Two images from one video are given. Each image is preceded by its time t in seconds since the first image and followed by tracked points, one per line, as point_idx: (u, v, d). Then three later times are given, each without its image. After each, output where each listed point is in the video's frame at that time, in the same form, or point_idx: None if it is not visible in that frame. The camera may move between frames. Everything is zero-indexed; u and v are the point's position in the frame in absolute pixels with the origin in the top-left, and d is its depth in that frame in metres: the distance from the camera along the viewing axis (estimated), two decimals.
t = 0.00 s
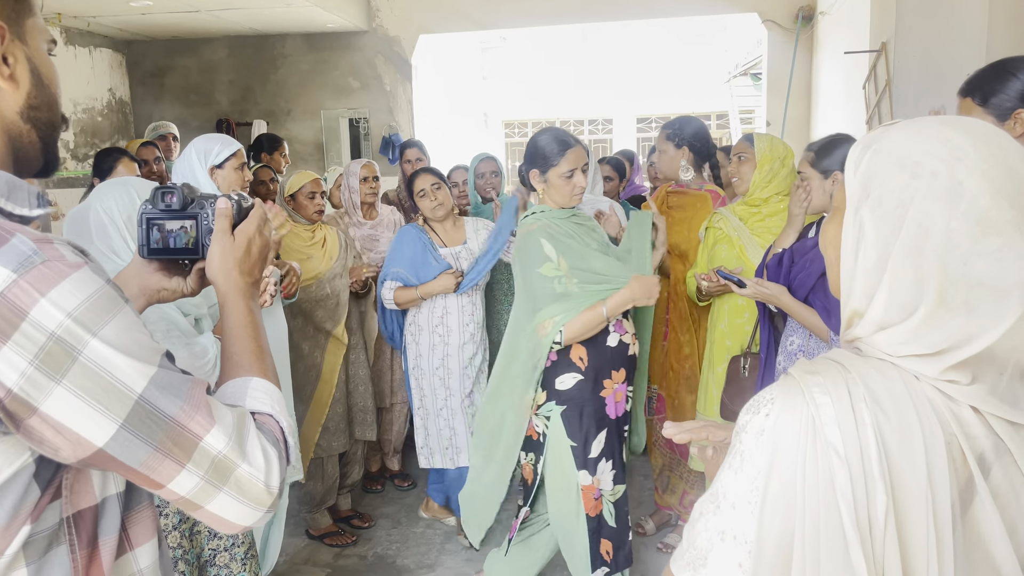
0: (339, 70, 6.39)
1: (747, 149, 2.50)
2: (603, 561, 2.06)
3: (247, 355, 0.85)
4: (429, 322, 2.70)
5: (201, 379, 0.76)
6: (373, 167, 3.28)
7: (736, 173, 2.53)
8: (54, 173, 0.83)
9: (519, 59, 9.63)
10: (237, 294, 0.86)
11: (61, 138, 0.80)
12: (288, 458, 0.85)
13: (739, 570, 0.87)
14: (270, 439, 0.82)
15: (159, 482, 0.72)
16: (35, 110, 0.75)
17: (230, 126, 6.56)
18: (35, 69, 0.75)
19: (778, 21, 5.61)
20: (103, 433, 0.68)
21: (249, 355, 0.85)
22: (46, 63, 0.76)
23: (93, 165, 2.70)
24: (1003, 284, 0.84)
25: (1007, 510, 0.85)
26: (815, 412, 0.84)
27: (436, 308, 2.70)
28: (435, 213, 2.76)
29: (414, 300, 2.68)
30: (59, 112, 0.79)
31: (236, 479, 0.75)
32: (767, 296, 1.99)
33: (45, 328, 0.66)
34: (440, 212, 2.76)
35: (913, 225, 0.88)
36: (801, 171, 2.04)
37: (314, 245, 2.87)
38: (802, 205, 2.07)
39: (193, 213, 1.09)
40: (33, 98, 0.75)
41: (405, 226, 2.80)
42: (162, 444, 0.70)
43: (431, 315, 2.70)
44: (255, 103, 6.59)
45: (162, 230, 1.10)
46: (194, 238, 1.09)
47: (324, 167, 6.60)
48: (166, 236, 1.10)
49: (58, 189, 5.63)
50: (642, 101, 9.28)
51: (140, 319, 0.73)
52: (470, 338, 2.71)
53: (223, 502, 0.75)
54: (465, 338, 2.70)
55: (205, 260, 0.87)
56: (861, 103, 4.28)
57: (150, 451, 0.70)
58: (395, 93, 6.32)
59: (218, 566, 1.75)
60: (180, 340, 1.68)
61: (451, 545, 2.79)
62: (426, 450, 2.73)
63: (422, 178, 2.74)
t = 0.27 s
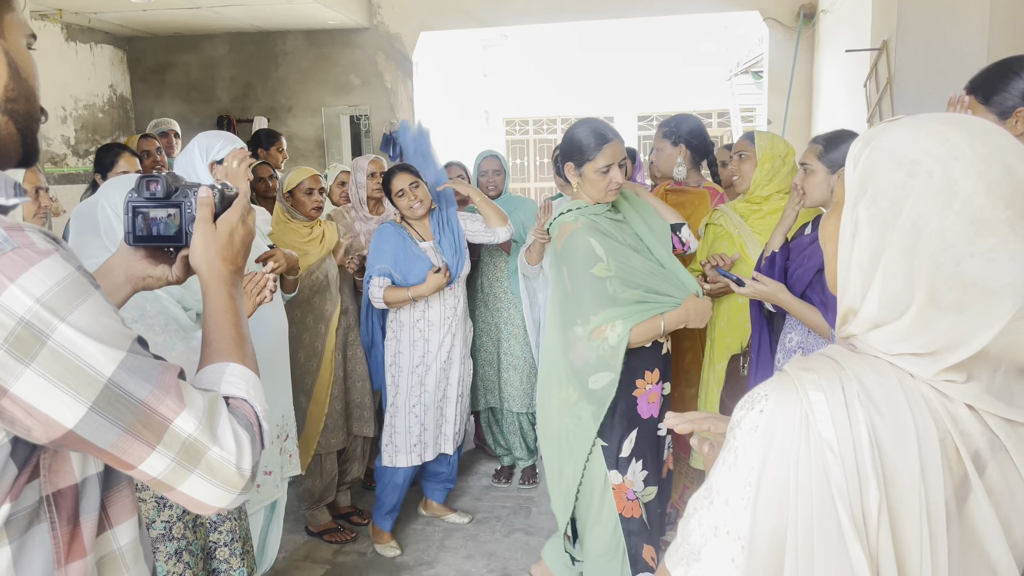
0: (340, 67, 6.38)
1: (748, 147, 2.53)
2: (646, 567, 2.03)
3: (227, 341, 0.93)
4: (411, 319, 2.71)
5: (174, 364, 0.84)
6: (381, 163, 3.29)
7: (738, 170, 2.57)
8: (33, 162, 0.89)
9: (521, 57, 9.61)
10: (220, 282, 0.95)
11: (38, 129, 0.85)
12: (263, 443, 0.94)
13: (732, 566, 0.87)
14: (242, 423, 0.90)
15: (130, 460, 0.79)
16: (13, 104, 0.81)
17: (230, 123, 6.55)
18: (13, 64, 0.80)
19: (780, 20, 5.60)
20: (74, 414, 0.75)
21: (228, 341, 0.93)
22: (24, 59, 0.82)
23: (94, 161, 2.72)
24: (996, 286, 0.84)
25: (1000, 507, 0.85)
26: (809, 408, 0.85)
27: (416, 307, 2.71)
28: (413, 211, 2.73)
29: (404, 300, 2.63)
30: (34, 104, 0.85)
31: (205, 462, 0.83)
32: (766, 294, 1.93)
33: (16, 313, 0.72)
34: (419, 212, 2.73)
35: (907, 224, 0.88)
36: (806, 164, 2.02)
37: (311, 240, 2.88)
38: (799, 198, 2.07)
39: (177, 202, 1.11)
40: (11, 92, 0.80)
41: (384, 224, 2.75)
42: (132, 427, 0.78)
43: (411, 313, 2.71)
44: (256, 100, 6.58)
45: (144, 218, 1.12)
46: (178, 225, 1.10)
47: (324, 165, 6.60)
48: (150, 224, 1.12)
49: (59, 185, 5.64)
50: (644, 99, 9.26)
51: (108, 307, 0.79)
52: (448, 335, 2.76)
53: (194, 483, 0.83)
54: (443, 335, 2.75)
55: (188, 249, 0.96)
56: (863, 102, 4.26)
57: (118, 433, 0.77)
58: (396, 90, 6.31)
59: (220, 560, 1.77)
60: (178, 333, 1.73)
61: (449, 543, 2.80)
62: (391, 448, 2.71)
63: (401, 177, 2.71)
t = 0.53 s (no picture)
0: (342, 65, 6.39)
1: (751, 146, 2.54)
2: (642, 569, 2.07)
3: (203, 331, 0.96)
4: (387, 320, 2.71)
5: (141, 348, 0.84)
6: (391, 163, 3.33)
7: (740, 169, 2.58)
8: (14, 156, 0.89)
9: (523, 55, 9.62)
10: (200, 275, 0.98)
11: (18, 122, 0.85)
12: (229, 431, 0.94)
13: (738, 568, 0.87)
14: (209, 409, 0.91)
15: (94, 440, 0.80)
16: None
17: (233, 121, 6.56)
18: None
19: (782, 19, 5.61)
20: (38, 391, 0.77)
21: (204, 332, 0.96)
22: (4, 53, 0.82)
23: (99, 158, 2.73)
24: (997, 287, 0.85)
25: (1002, 507, 0.85)
26: (810, 408, 0.85)
27: (394, 307, 2.72)
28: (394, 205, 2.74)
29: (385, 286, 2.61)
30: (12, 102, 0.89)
31: (168, 445, 0.84)
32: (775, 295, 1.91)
33: None
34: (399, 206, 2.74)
35: (910, 225, 0.89)
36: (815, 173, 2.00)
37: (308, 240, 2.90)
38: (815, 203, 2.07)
39: (155, 192, 1.11)
40: None
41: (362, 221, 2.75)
42: (96, 405, 0.79)
43: (388, 314, 2.71)
44: (259, 97, 6.59)
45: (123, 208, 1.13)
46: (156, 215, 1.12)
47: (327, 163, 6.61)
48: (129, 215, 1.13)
49: (61, 183, 5.64)
50: (646, 98, 9.27)
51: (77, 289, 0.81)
52: (427, 336, 2.77)
53: (157, 465, 0.83)
54: (422, 335, 2.75)
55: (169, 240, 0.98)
56: (866, 102, 4.26)
57: (84, 410, 0.78)
58: (399, 89, 6.32)
59: (228, 556, 1.78)
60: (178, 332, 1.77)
61: (450, 541, 2.80)
62: (371, 450, 2.70)
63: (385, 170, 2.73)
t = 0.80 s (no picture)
0: (345, 65, 6.39)
1: (752, 147, 2.51)
2: (616, 562, 2.09)
3: (183, 330, 0.98)
4: (375, 322, 2.70)
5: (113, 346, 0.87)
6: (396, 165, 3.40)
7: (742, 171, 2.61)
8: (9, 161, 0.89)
9: (526, 56, 9.61)
10: (182, 274, 1.01)
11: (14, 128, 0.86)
12: (201, 428, 0.96)
13: (740, 569, 0.88)
14: (179, 407, 0.92)
15: (64, 435, 0.82)
16: None
17: (236, 121, 6.56)
18: None
19: (786, 20, 5.60)
20: (11, 387, 0.79)
21: (182, 331, 0.98)
22: None
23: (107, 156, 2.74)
24: (1002, 291, 0.85)
25: (1004, 510, 0.86)
26: (815, 412, 0.85)
27: (382, 309, 2.71)
28: (384, 206, 2.74)
29: (388, 280, 2.61)
30: None
31: (138, 440, 0.86)
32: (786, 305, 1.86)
33: None
34: (389, 207, 2.74)
35: (916, 230, 0.89)
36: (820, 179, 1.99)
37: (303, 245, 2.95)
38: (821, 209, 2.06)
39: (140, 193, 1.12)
40: None
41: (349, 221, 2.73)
42: (67, 402, 0.81)
43: (376, 316, 2.71)
44: (262, 97, 6.60)
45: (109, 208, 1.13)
46: (141, 216, 1.12)
47: (329, 162, 6.61)
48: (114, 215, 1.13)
49: (64, 182, 5.66)
50: (648, 98, 9.27)
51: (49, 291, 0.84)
52: (415, 339, 2.77)
53: (128, 460, 0.86)
54: (410, 338, 2.76)
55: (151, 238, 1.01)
56: (869, 103, 4.25)
57: (56, 407, 0.81)
58: (402, 89, 6.32)
59: (225, 557, 1.78)
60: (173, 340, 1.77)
61: (452, 541, 2.81)
62: (362, 454, 2.70)
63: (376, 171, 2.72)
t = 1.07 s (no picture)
0: (348, 65, 6.40)
1: (758, 147, 2.58)
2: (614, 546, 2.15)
3: (174, 326, 0.99)
4: (375, 324, 2.69)
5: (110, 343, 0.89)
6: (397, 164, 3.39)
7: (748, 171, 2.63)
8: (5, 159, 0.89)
9: (528, 56, 9.61)
10: (175, 269, 1.00)
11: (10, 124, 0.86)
12: (193, 423, 0.98)
13: (748, 568, 0.87)
14: (173, 404, 0.94)
15: (60, 431, 0.83)
16: None
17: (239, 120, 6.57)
18: None
19: (789, 20, 5.60)
20: (9, 382, 0.80)
21: (174, 326, 0.99)
22: None
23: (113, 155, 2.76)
24: (1012, 287, 0.85)
25: (1012, 509, 0.85)
26: (822, 410, 0.85)
27: (382, 311, 2.70)
28: (382, 207, 2.74)
29: (393, 291, 2.62)
30: None
31: (131, 436, 0.88)
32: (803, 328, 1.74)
33: None
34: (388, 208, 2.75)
35: (924, 227, 0.88)
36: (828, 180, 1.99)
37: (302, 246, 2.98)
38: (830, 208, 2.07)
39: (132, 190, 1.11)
40: None
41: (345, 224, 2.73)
42: (66, 398, 0.83)
43: (376, 318, 2.70)
44: (265, 97, 6.60)
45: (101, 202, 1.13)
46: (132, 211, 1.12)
47: (332, 162, 6.62)
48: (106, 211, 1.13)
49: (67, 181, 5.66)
50: (650, 98, 9.28)
51: (47, 289, 0.85)
52: (414, 340, 2.77)
53: (122, 455, 0.88)
54: (410, 339, 2.76)
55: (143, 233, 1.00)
56: (872, 103, 4.24)
57: (54, 403, 0.82)
58: (404, 89, 6.33)
59: (217, 561, 1.75)
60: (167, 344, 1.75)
61: (454, 541, 2.80)
62: (362, 456, 2.69)
63: (374, 172, 2.74)
